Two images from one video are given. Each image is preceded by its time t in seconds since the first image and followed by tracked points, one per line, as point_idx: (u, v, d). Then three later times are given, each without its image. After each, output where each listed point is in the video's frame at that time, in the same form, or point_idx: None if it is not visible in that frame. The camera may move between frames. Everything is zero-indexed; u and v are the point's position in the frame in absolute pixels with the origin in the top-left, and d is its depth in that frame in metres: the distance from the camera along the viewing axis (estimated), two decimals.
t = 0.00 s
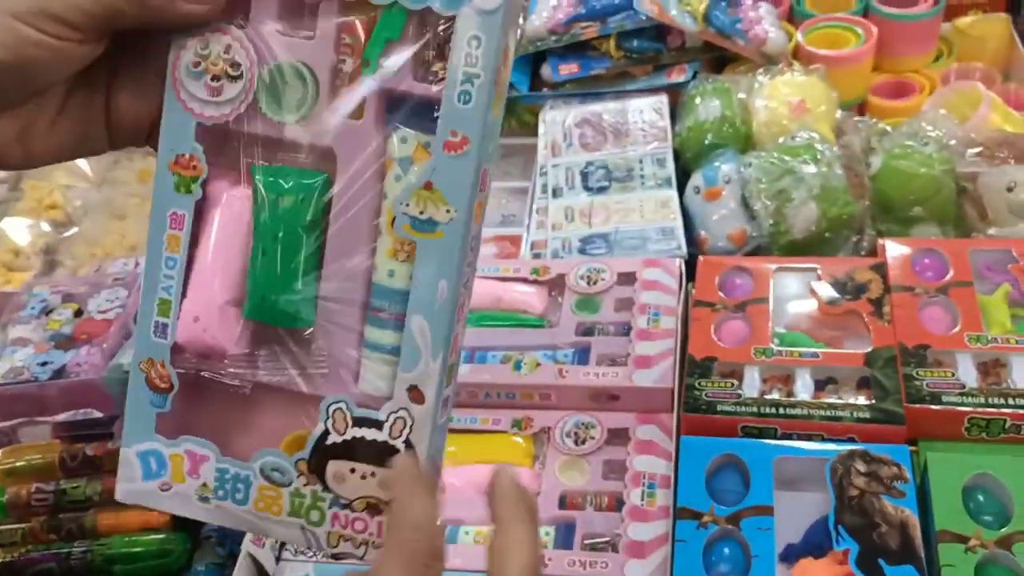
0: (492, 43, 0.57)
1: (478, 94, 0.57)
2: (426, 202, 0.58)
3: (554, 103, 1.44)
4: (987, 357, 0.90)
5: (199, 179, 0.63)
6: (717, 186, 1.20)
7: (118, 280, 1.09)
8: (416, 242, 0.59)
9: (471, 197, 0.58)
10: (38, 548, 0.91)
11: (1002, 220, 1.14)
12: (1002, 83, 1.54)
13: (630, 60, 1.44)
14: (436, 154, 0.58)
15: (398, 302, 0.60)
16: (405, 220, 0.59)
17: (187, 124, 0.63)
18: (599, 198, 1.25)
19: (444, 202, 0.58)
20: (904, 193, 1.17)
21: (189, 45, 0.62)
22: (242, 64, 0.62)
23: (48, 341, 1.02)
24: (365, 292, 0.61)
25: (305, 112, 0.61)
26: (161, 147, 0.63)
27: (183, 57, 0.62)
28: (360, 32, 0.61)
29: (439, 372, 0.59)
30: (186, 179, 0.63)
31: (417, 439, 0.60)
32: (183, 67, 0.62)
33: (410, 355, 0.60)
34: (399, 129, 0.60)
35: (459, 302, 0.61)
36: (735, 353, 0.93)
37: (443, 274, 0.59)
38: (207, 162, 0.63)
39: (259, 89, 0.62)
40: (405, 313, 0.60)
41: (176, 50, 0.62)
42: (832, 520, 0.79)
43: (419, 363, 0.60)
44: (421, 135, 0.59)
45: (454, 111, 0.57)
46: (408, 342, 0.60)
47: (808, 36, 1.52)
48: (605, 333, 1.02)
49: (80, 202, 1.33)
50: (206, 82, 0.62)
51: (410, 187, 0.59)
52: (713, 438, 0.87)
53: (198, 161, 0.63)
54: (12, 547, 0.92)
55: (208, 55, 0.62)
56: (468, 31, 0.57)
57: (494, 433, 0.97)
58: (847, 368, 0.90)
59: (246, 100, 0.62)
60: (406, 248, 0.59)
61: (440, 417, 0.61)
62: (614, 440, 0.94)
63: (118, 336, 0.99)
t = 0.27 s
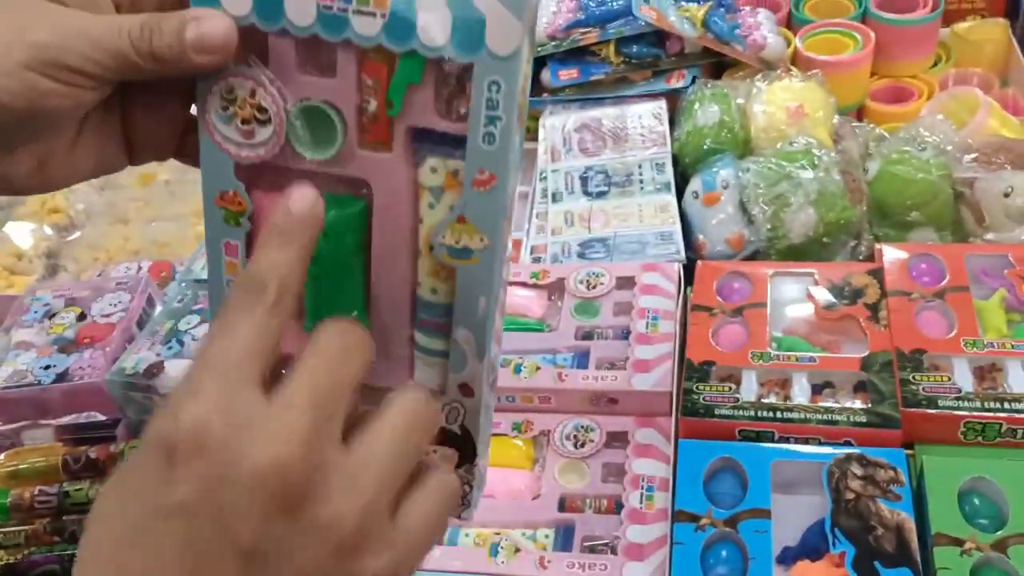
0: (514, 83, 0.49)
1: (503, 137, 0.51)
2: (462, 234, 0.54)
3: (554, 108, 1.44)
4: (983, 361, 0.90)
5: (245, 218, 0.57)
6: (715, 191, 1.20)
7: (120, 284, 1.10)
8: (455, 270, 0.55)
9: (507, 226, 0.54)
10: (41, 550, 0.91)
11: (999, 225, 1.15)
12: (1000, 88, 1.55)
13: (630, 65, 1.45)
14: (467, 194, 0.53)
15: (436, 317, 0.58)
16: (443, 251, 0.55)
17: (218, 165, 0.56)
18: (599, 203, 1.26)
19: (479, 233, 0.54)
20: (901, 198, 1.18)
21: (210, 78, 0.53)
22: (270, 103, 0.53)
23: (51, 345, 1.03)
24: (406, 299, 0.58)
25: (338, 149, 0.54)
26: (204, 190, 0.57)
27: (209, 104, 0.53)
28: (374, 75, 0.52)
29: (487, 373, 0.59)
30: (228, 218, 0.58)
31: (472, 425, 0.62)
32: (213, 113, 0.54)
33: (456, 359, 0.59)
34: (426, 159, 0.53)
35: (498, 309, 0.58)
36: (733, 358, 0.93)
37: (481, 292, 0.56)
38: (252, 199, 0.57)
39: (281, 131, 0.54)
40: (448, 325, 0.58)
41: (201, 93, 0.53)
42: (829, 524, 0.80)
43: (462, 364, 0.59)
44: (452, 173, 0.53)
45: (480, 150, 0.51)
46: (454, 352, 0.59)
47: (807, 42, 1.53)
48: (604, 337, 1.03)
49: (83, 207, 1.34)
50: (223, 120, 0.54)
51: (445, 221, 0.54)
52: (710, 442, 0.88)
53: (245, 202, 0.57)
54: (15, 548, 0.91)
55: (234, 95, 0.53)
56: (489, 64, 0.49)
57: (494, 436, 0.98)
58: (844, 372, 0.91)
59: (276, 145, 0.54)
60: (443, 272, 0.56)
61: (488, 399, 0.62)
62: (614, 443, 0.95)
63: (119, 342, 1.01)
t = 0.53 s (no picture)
0: (509, 102, 0.48)
1: (496, 157, 0.49)
2: (457, 254, 0.52)
3: (554, 110, 1.45)
4: (983, 363, 0.91)
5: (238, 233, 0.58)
6: (716, 193, 1.21)
7: (121, 285, 1.11)
8: (450, 291, 0.53)
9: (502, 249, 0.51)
10: (41, 550, 0.92)
11: (999, 227, 1.15)
12: (1000, 90, 1.55)
13: (630, 67, 1.45)
14: (461, 214, 0.51)
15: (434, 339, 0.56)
16: (437, 270, 0.53)
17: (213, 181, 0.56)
18: (599, 204, 1.26)
19: (472, 252, 0.52)
20: (901, 200, 1.18)
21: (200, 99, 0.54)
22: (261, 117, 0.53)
23: (52, 346, 1.03)
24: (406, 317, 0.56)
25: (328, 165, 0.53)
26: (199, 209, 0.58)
27: (200, 120, 0.54)
28: (364, 89, 0.51)
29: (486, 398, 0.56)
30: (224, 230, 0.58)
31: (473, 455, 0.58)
32: (203, 129, 0.54)
33: (456, 383, 0.56)
34: (420, 178, 0.52)
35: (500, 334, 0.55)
36: (733, 359, 0.94)
37: (478, 316, 0.53)
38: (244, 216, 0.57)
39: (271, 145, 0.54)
40: (446, 349, 0.56)
41: (192, 111, 0.54)
42: (829, 525, 0.80)
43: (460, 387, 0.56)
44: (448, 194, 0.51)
45: (473, 171, 0.50)
46: (453, 374, 0.56)
47: (807, 44, 1.53)
48: (604, 338, 1.03)
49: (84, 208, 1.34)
50: (215, 135, 0.54)
51: (439, 240, 0.52)
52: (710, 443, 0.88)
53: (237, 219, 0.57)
54: (16, 549, 0.92)
55: (225, 112, 0.54)
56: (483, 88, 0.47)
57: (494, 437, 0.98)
58: (843, 373, 0.91)
59: (267, 161, 0.54)
60: (440, 294, 0.54)
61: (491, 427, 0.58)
62: (613, 444, 0.95)
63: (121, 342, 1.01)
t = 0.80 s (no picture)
0: (502, 118, 0.49)
1: (487, 170, 0.50)
2: (446, 268, 0.53)
3: (555, 112, 1.45)
4: (980, 363, 0.91)
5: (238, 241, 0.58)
6: (716, 194, 1.21)
7: (123, 286, 1.11)
8: (438, 307, 0.54)
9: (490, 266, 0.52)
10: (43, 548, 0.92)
11: (998, 227, 1.15)
12: (1000, 91, 1.56)
13: (631, 69, 1.46)
14: (451, 230, 0.52)
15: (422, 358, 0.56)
16: (426, 285, 0.54)
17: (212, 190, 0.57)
18: (599, 206, 1.27)
19: (459, 266, 0.52)
20: (900, 201, 1.18)
21: (200, 112, 0.56)
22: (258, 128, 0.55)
23: (55, 346, 1.04)
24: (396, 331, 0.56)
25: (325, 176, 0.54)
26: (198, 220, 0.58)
27: (199, 131, 0.56)
28: (361, 104, 0.52)
29: (471, 418, 0.56)
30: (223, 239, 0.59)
31: (455, 477, 0.58)
32: (202, 139, 0.56)
33: (440, 400, 0.57)
34: (410, 191, 0.53)
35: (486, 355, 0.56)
36: (731, 358, 0.94)
37: (465, 332, 0.54)
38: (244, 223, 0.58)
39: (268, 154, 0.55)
40: (433, 366, 0.56)
41: (191, 123, 0.56)
42: (826, 524, 0.80)
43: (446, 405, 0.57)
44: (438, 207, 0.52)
45: (465, 185, 0.50)
46: (438, 391, 0.56)
47: (806, 46, 1.54)
48: (603, 338, 1.04)
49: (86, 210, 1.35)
50: (214, 146, 0.56)
51: (429, 254, 0.53)
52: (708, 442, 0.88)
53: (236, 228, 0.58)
54: (18, 547, 0.92)
55: (223, 123, 0.55)
56: (476, 104, 0.49)
57: (495, 437, 0.98)
58: (842, 373, 0.92)
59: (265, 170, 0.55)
60: (427, 310, 0.54)
61: (476, 451, 0.58)
62: (613, 443, 0.95)
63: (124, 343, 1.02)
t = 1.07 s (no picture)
0: (503, 101, 0.50)
1: (490, 155, 0.51)
2: (449, 255, 0.53)
3: (554, 113, 1.46)
4: (977, 360, 0.91)
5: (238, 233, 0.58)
6: (714, 193, 1.22)
7: (125, 286, 1.12)
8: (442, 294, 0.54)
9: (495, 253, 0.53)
10: (46, 545, 0.93)
11: (995, 226, 1.16)
12: (997, 92, 1.56)
13: (629, 70, 1.46)
14: (454, 213, 0.52)
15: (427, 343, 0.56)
16: (430, 272, 0.54)
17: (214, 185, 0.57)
18: (598, 206, 1.27)
19: (463, 253, 0.53)
20: (897, 200, 1.19)
21: (206, 105, 0.56)
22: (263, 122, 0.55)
23: (57, 345, 1.04)
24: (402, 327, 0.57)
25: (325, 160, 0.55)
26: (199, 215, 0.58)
27: (204, 126, 0.56)
28: (365, 92, 0.53)
29: (477, 408, 0.57)
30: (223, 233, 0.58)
31: (462, 470, 0.58)
32: (207, 133, 0.56)
33: (447, 393, 0.57)
34: (416, 182, 0.54)
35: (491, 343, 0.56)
36: (729, 355, 0.95)
37: (469, 319, 0.54)
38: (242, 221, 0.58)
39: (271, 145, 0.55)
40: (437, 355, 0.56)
41: (197, 118, 0.56)
42: (824, 519, 0.81)
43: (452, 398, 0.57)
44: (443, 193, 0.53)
45: (468, 170, 0.51)
46: (444, 381, 0.57)
47: (804, 47, 1.54)
48: (603, 336, 1.04)
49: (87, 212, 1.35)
50: (218, 140, 0.56)
51: (433, 240, 0.53)
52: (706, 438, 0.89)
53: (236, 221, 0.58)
54: (21, 545, 0.93)
55: (229, 116, 0.56)
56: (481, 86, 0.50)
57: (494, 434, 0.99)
58: (839, 369, 0.92)
59: (268, 164, 0.56)
60: (432, 297, 0.55)
61: (482, 442, 0.59)
62: (612, 441, 0.96)
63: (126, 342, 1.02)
